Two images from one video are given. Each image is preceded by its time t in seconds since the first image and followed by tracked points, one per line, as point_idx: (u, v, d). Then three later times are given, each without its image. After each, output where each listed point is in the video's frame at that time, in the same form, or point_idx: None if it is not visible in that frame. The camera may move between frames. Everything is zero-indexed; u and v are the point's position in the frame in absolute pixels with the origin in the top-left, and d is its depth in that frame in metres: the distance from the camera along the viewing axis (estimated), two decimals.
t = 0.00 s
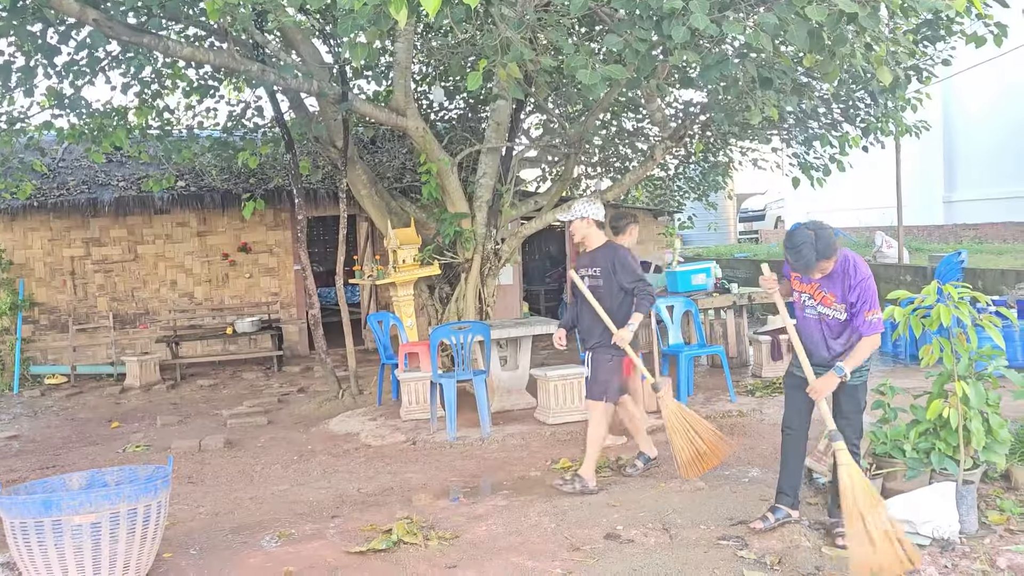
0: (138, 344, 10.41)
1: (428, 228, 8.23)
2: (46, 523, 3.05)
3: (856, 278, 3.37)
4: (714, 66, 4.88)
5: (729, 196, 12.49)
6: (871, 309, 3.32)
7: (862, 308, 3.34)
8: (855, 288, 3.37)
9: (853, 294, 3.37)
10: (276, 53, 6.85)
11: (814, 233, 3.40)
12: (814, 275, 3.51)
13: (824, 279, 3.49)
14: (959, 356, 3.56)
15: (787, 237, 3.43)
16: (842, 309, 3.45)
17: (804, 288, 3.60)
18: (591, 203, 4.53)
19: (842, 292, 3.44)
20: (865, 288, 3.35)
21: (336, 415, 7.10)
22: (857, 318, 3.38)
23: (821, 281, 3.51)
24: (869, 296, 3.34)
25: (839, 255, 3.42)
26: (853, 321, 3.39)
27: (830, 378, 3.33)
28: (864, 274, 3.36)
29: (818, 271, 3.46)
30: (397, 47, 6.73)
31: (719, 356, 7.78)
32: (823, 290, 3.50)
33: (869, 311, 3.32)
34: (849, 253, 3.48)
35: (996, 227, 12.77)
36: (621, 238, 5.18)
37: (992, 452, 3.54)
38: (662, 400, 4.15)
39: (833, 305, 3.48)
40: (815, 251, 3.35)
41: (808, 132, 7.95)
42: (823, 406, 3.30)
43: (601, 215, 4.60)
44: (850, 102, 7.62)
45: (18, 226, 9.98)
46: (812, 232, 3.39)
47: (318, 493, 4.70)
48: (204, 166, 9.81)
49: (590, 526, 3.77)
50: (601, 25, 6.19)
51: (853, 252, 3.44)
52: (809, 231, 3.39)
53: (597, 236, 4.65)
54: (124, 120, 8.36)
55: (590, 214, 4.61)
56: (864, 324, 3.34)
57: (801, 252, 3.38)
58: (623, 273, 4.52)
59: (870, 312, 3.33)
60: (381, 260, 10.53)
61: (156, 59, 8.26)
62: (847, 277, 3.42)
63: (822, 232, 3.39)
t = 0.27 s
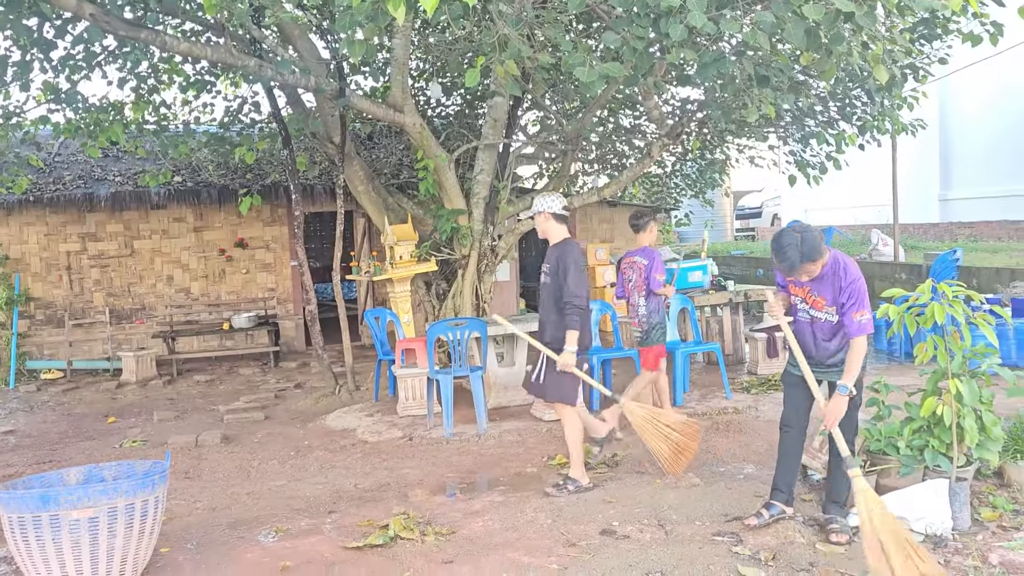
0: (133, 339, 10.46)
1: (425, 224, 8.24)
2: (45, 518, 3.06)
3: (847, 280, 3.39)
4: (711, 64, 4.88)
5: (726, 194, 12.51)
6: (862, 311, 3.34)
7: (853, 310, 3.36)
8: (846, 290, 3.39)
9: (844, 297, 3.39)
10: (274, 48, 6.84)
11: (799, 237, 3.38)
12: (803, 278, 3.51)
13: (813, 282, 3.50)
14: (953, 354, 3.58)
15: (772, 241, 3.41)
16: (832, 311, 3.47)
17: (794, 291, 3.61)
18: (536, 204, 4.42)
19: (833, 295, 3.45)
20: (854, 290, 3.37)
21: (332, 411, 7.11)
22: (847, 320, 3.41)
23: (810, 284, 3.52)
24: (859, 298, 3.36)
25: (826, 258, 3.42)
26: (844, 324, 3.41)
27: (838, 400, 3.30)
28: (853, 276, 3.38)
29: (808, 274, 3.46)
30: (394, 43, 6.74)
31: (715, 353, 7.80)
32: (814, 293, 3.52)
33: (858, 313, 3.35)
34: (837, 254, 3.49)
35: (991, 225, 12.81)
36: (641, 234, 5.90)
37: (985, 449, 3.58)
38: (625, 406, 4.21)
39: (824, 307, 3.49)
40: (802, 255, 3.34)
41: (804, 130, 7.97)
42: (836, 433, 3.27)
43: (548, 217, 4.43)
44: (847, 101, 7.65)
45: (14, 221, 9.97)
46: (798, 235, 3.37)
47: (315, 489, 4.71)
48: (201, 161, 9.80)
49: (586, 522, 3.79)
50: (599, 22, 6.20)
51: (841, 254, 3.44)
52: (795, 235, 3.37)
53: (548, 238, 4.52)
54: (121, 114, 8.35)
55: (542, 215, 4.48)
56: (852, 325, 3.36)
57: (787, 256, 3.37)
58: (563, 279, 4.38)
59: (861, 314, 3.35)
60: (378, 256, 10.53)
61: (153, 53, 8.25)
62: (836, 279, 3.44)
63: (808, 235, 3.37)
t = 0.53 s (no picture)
0: (131, 336, 10.34)
1: (423, 222, 8.25)
2: (42, 514, 3.07)
3: (840, 277, 3.42)
4: (709, 63, 4.89)
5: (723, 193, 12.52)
6: (852, 309, 3.36)
7: (842, 307, 3.39)
8: (839, 287, 3.42)
9: (835, 293, 3.42)
10: (272, 45, 6.84)
11: (796, 231, 3.42)
12: (798, 273, 3.54)
13: (808, 278, 3.54)
14: (947, 354, 3.61)
15: (769, 235, 3.46)
16: (824, 307, 3.50)
17: (789, 285, 3.64)
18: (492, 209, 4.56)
19: (825, 291, 3.48)
20: (847, 287, 3.40)
21: (329, 408, 7.12)
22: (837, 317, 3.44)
23: (805, 280, 3.55)
24: (851, 295, 3.39)
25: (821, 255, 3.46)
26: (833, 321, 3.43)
27: (800, 373, 3.38)
28: (846, 274, 3.41)
29: (802, 269, 3.50)
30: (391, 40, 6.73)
31: (711, 351, 7.83)
32: (808, 288, 3.55)
33: (847, 311, 3.37)
34: (832, 252, 3.52)
35: (987, 225, 12.84)
36: (657, 227, 5.80)
37: (979, 448, 3.61)
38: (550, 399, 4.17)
39: (817, 303, 3.52)
40: (797, 249, 3.38)
41: (801, 130, 7.99)
42: (790, 401, 3.36)
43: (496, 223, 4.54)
44: (844, 101, 7.71)
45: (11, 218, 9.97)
46: (794, 229, 3.41)
47: (311, 485, 4.72)
48: (198, 158, 9.79)
49: (582, 519, 3.81)
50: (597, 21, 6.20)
51: (836, 251, 3.48)
52: (791, 230, 3.41)
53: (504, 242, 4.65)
54: (119, 110, 8.34)
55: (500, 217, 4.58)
56: (842, 322, 3.38)
57: (782, 250, 3.41)
58: (507, 283, 4.54)
59: (850, 311, 3.37)
60: (375, 253, 10.53)
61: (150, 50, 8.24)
62: (830, 276, 3.46)
63: (803, 230, 3.42)
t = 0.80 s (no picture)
0: (127, 333, 10.38)
1: (420, 221, 8.24)
2: (39, 510, 3.07)
3: (830, 276, 3.42)
4: (708, 64, 4.89)
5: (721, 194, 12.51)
6: (852, 306, 3.37)
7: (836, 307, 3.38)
8: (830, 287, 3.42)
9: (828, 292, 3.42)
10: (271, 43, 6.84)
11: (777, 232, 3.41)
12: (788, 275, 3.53)
13: (798, 279, 3.53)
14: (944, 355, 3.62)
15: (753, 238, 3.45)
16: (819, 307, 3.49)
17: (780, 288, 3.63)
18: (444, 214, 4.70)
19: (818, 291, 3.47)
20: (839, 285, 3.40)
21: (326, 406, 7.11)
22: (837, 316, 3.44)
23: (795, 281, 3.55)
24: (845, 293, 3.39)
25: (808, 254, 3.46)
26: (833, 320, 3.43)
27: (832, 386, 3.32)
28: (837, 272, 3.41)
29: (791, 271, 3.49)
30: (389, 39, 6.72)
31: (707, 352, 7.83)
32: (799, 290, 3.54)
33: (848, 309, 3.38)
34: (819, 250, 3.52)
35: (984, 227, 12.87)
36: (678, 228, 5.88)
37: (974, 449, 3.63)
38: (483, 404, 4.25)
39: (810, 304, 3.51)
40: (781, 250, 3.37)
41: (799, 131, 8.00)
42: (829, 418, 3.28)
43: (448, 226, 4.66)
44: (842, 102, 7.71)
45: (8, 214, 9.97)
46: (776, 230, 3.40)
47: (308, 483, 4.72)
48: (196, 155, 9.78)
49: (578, 518, 3.81)
50: (595, 21, 6.21)
51: (822, 249, 3.47)
52: (774, 230, 3.40)
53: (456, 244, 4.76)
54: (117, 107, 8.34)
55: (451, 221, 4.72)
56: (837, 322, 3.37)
57: (764, 251, 3.42)
58: (458, 281, 4.66)
59: (852, 309, 3.37)
60: (372, 252, 10.53)
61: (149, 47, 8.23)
62: (820, 276, 3.46)
63: (786, 230, 3.39)
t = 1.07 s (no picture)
0: (123, 329, 10.34)
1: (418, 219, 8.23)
2: (34, 506, 3.05)
3: (824, 279, 3.43)
4: (707, 64, 4.90)
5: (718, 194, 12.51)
6: (841, 309, 3.39)
7: (831, 309, 3.40)
8: (824, 290, 3.43)
9: (821, 294, 3.43)
10: (269, 40, 6.82)
11: (776, 233, 3.41)
12: (784, 277, 3.54)
13: (793, 281, 3.54)
14: (940, 357, 3.64)
15: (752, 238, 3.46)
16: (812, 309, 3.50)
17: (775, 288, 3.64)
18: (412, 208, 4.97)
19: (812, 294, 3.48)
20: (833, 289, 3.42)
21: (322, 404, 7.10)
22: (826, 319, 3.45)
23: (791, 282, 3.55)
24: (839, 296, 3.41)
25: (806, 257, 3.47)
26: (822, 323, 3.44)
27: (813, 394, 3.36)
28: (831, 275, 3.43)
29: (787, 272, 3.50)
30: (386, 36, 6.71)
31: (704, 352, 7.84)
32: (794, 291, 3.55)
33: (837, 312, 3.39)
34: (816, 252, 3.53)
35: (980, 228, 12.88)
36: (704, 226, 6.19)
37: (970, 450, 3.64)
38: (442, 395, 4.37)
39: (804, 305, 3.52)
40: (780, 252, 3.37)
41: (796, 131, 8.01)
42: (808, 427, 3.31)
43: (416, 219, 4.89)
44: (840, 103, 7.71)
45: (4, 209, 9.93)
46: (775, 231, 3.40)
47: (304, 481, 4.71)
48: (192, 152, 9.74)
49: (575, 517, 3.81)
50: (593, 20, 6.18)
51: (819, 252, 3.48)
52: (773, 231, 3.42)
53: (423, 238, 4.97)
54: (113, 103, 8.31)
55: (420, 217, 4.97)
56: (832, 323, 3.39)
57: (764, 252, 3.42)
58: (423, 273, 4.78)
59: (839, 312, 3.39)
60: (369, 249, 10.50)
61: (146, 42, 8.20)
62: (815, 278, 3.47)
63: (784, 231, 3.40)
